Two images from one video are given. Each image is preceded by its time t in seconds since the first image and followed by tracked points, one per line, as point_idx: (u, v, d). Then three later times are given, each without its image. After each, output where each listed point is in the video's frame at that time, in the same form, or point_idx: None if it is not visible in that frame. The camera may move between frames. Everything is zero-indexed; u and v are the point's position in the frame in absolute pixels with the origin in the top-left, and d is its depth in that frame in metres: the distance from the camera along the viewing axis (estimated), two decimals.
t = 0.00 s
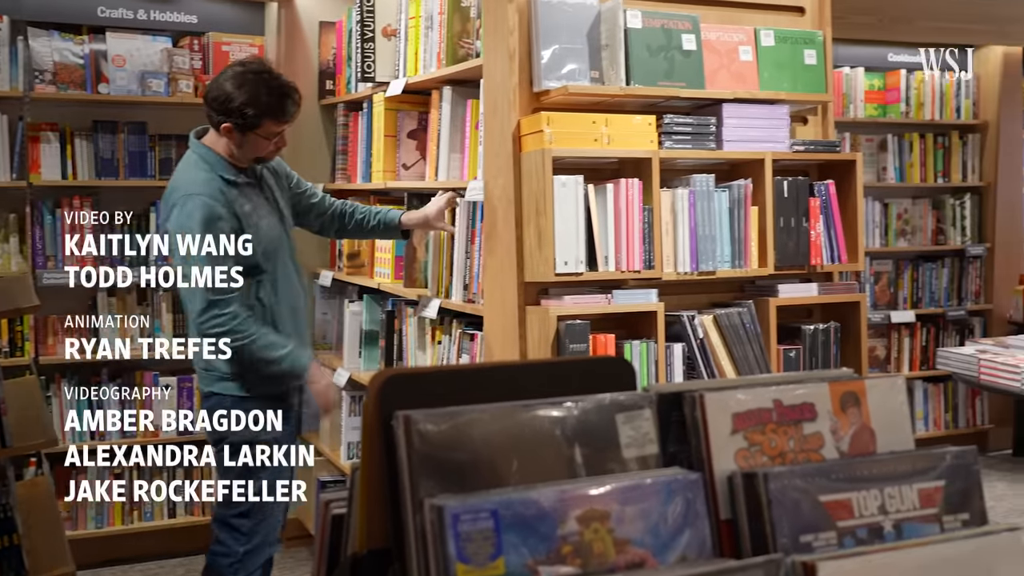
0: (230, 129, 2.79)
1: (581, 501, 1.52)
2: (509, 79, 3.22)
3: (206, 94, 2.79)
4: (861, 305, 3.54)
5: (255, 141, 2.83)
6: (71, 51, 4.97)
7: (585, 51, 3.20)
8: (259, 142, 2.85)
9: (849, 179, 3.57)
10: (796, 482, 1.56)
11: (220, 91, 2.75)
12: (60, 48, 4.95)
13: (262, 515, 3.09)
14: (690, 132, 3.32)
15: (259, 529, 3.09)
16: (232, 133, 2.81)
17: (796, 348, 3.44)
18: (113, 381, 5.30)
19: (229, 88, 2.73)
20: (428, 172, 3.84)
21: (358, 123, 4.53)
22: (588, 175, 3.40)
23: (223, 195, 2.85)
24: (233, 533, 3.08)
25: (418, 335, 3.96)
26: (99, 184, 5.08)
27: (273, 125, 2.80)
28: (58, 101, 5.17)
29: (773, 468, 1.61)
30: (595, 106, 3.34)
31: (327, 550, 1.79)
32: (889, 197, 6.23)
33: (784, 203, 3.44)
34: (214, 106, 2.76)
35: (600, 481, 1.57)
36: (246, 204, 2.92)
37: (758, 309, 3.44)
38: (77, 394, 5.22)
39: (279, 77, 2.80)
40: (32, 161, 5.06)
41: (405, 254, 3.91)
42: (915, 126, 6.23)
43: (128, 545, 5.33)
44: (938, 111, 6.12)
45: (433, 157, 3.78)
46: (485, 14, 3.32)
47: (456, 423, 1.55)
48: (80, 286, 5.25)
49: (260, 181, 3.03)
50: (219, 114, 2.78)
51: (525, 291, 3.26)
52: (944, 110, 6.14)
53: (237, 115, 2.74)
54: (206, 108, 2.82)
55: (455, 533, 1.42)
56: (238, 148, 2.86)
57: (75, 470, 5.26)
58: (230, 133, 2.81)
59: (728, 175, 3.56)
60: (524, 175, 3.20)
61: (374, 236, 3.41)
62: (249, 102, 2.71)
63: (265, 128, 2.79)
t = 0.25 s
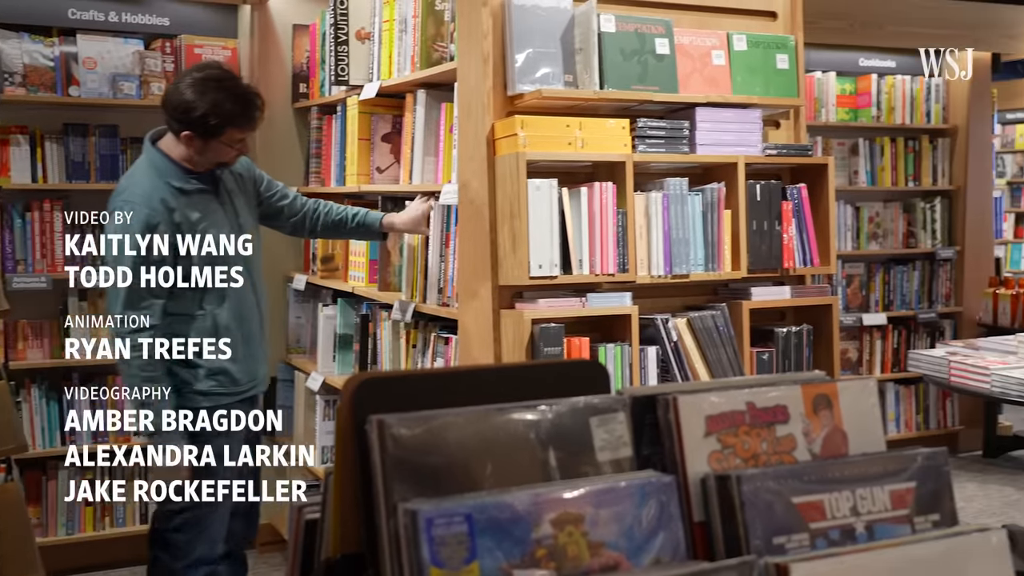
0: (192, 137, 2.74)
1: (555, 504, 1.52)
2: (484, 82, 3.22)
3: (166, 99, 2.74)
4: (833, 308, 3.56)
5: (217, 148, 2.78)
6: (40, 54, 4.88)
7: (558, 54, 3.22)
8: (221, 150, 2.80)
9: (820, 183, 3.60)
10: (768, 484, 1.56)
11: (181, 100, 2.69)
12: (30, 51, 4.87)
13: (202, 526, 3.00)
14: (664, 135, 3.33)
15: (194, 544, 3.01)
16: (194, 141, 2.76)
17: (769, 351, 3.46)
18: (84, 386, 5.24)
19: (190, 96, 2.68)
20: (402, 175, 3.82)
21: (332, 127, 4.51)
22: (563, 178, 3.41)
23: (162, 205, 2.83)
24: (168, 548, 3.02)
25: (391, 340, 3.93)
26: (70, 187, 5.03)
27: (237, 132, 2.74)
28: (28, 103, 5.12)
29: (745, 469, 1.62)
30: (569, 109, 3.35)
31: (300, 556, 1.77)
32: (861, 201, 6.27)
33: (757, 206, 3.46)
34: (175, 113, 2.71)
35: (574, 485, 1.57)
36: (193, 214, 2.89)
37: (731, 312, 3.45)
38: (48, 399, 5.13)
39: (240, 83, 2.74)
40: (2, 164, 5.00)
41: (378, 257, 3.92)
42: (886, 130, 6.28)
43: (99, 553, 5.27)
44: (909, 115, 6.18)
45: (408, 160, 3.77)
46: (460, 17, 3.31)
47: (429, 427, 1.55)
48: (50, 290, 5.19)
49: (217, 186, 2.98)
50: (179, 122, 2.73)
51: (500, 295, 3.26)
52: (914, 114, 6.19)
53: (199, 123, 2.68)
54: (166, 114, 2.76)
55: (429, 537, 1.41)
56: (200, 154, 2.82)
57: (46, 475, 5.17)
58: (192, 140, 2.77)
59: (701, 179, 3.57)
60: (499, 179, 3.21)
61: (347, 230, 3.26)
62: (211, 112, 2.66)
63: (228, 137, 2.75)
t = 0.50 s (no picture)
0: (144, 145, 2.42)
1: (529, 507, 1.51)
2: (457, 86, 3.24)
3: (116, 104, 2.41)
4: (806, 310, 3.58)
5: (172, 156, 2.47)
6: (10, 56, 4.83)
7: (532, 58, 3.23)
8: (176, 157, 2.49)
9: (792, 186, 3.63)
10: (742, 486, 1.56)
11: (132, 106, 2.38)
12: None
13: (149, 541, 2.67)
14: (638, 139, 3.34)
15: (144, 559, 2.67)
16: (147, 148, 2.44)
17: (743, 353, 3.47)
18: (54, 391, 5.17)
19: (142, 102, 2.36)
20: (376, 179, 3.80)
21: (306, 130, 4.49)
22: (537, 182, 3.42)
23: (102, 208, 2.49)
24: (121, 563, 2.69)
25: (366, 344, 3.91)
26: (40, 190, 4.98)
27: (194, 139, 2.44)
28: None
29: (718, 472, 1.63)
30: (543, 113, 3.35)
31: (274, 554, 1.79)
32: (832, 204, 6.31)
33: (730, 209, 3.47)
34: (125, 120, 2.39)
35: (548, 488, 1.56)
36: (138, 221, 2.56)
37: (705, 315, 3.47)
38: (18, 404, 5.07)
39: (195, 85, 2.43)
40: None
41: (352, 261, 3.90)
42: (857, 134, 6.33)
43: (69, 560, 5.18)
44: (880, 119, 6.22)
45: (381, 164, 3.75)
46: (433, 20, 3.31)
47: (403, 431, 1.55)
48: (19, 294, 5.13)
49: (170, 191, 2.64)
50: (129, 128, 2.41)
51: (474, 298, 3.31)
52: (886, 118, 6.24)
53: (153, 132, 2.37)
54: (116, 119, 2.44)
55: (403, 541, 1.40)
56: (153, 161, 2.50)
57: (16, 482, 5.10)
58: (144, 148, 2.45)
59: (675, 182, 3.59)
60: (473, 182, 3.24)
61: (320, 233, 2.89)
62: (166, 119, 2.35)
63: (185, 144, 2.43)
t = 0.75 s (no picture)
0: (106, 142, 2.34)
1: (503, 511, 1.49)
2: (431, 90, 3.24)
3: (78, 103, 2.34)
4: (778, 313, 3.61)
5: (136, 154, 2.38)
6: None
7: (505, 62, 3.23)
8: (139, 156, 2.40)
9: (764, 190, 3.65)
10: (715, 489, 1.56)
11: (94, 103, 2.32)
12: None
13: (103, 555, 2.49)
14: (611, 143, 3.35)
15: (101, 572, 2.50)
16: (110, 146, 2.36)
17: (715, 356, 3.48)
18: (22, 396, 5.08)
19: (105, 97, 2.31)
20: (349, 182, 3.77)
21: (279, 133, 4.47)
22: (510, 185, 3.42)
23: (60, 211, 2.32)
24: None
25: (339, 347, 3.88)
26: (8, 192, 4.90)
27: (161, 135, 2.37)
28: None
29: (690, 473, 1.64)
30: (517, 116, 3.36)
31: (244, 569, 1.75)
32: (804, 207, 6.35)
33: (703, 213, 3.48)
34: (87, 117, 2.33)
35: (521, 491, 1.54)
36: (96, 225, 2.38)
37: (678, 318, 3.48)
38: None
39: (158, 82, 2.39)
40: None
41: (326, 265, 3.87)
42: (828, 138, 6.38)
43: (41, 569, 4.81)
44: (851, 123, 6.28)
45: (354, 167, 3.73)
46: (406, 23, 3.32)
47: (377, 435, 1.53)
48: None
49: (131, 196, 2.48)
50: (92, 125, 2.34)
51: (448, 302, 3.28)
52: (856, 122, 6.30)
53: (117, 128, 2.32)
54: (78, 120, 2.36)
55: (376, 546, 1.38)
56: (115, 162, 2.39)
57: None
58: (106, 146, 2.36)
59: (648, 186, 3.60)
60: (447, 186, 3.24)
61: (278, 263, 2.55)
62: (129, 113, 2.31)
63: (149, 138, 2.36)
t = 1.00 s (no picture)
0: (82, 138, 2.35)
1: (474, 514, 1.48)
2: (403, 93, 3.23)
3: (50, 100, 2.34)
4: (750, 316, 3.62)
5: (110, 152, 2.39)
6: None
7: (478, 66, 3.25)
8: (113, 154, 2.40)
9: (736, 194, 3.67)
10: (686, 491, 1.57)
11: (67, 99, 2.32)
12: None
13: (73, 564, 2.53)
14: (584, 147, 3.36)
15: None
16: (85, 143, 2.36)
17: (688, 359, 3.50)
18: None
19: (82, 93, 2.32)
20: (322, 185, 3.75)
21: (251, 136, 4.45)
22: (483, 188, 3.42)
23: (35, 212, 2.28)
24: None
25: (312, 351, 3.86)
26: None
27: (136, 131, 2.39)
28: None
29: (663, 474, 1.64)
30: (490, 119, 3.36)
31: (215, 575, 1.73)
32: (775, 211, 6.39)
33: (676, 216, 3.49)
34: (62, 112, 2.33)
35: (494, 494, 1.52)
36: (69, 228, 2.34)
37: (651, 321, 3.49)
38: None
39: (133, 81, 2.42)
40: None
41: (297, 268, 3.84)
42: (800, 142, 6.41)
43: None
44: (822, 127, 6.32)
45: (327, 170, 3.71)
46: (379, 25, 3.31)
47: (348, 439, 1.53)
48: None
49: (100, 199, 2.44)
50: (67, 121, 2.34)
51: (421, 305, 3.31)
52: (827, 126, 6.34)
53: (94, 123, 2.32)
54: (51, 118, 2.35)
55: (347, 550, 1.37)
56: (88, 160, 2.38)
57: None
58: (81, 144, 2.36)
59: (620, 189, 3.60)
60: (419, 187, 3.24)
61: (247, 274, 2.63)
62: (106, 107, 2.32)
63: (124, 135, 2.37)
